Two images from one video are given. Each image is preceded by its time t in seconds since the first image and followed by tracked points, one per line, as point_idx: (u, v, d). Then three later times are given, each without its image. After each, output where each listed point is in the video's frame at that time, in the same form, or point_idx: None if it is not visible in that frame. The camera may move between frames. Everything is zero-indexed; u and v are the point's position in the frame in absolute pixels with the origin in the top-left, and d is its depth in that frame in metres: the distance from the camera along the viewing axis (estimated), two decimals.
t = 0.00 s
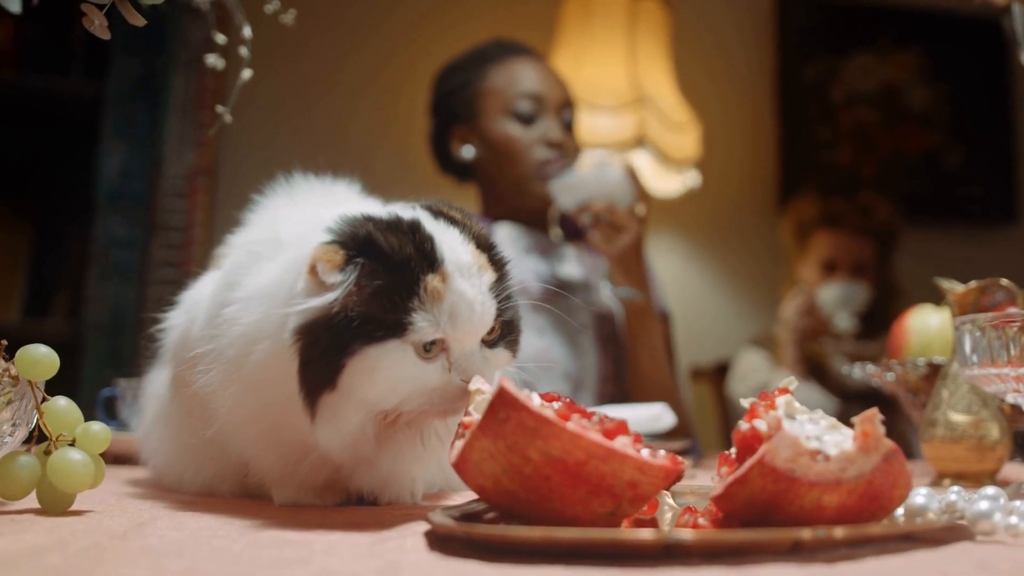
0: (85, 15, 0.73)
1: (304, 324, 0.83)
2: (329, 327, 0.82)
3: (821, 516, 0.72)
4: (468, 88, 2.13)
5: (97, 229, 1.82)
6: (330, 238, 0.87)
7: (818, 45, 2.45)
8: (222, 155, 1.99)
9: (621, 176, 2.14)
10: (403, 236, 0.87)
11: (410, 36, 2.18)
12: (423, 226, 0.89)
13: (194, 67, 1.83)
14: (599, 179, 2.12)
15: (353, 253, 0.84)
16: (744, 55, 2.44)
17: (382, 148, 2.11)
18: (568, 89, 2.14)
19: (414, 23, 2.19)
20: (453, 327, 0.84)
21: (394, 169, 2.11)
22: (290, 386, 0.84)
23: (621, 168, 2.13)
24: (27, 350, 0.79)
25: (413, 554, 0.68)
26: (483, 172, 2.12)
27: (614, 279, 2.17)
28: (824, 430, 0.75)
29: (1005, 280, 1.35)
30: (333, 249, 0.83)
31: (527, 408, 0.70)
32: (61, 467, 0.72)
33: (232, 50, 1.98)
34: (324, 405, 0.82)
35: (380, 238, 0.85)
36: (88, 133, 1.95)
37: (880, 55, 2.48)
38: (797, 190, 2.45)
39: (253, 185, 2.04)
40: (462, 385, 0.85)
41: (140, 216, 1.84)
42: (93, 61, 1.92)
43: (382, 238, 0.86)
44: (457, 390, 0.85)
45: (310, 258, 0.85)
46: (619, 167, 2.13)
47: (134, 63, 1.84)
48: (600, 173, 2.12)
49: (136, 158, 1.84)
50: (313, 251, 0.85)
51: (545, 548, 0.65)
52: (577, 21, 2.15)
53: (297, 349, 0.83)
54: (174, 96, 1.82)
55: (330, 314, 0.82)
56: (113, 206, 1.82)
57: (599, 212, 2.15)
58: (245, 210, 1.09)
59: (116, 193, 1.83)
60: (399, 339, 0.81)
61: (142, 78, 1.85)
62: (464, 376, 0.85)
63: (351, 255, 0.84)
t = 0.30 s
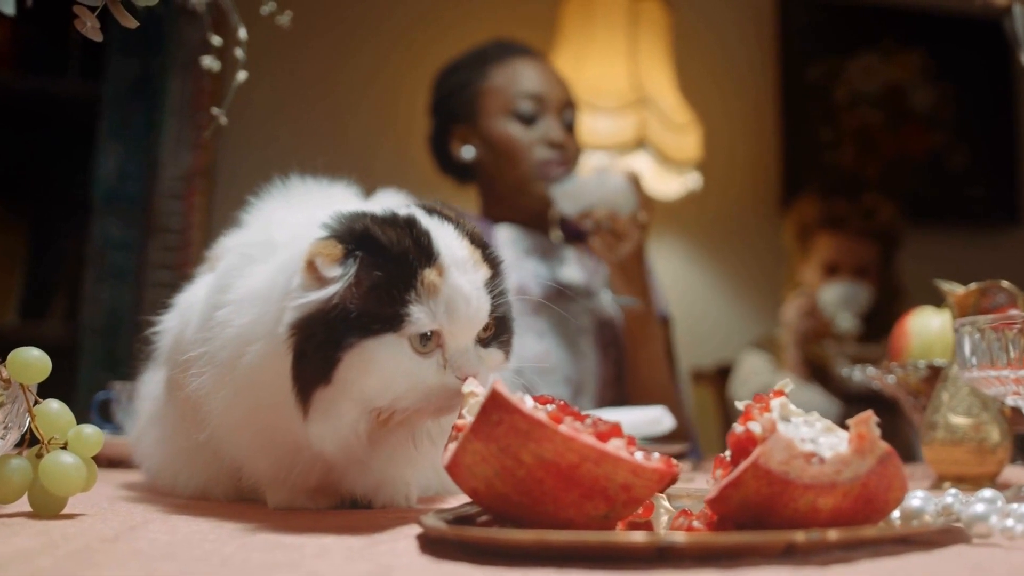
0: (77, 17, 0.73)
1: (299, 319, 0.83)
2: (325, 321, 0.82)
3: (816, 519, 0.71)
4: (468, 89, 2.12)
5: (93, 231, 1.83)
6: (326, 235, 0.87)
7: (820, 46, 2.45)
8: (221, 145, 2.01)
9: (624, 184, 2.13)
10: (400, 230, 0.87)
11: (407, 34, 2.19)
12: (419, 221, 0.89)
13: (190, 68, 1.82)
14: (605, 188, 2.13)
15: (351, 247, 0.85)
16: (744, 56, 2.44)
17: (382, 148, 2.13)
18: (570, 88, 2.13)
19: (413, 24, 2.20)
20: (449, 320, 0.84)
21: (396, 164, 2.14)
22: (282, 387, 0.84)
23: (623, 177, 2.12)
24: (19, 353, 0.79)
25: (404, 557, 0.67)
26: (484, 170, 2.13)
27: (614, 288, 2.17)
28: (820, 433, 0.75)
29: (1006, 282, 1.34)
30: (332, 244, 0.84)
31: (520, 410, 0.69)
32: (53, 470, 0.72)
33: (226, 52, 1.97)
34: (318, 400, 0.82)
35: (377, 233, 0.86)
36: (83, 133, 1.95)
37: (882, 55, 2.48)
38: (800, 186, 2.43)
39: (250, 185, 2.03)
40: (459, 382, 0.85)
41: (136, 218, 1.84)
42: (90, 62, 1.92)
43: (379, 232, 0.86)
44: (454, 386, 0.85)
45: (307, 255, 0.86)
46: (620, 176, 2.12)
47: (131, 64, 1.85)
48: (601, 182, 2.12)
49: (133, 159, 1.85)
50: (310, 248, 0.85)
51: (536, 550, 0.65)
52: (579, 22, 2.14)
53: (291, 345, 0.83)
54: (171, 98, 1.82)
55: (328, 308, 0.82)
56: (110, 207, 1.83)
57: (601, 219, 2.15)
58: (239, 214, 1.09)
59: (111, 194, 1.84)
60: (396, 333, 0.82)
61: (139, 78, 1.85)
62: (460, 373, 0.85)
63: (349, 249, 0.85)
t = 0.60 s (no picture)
0: (66, 16, 0.73)
1: (291, 314, 0.83)
2: (319, 315, 0.82)
3: (807, 523, 0.71)
4: (468, 87, 2.15)
5: (88, 231, 1.83)
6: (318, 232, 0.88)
7: (819, 46, 2.44)
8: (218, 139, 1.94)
9: (625, 189, 2.16)
10: (394, 222, 0.88)
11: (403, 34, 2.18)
12: (411, 215, 0.90)
13: (184, 66, 1.82)
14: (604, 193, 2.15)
15: (348, 239, 0.86)
16: (744, 56, 2.44)
17: (379, 151, 2.12)
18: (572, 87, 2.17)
19: (412, 22, 2.19)
20: (443, 312, 0.85)
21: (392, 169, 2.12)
22: (271, 387, 0.85)
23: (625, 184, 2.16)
24: (8, 354, 0.79)
25: (393, 560, 0.67)
26: (483, 169, 2.14)
27: (611, 293, 2.16)
28: (811, 435, 0.74)
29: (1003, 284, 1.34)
30: (328, 238, 0.85)
31: (509, 412, 0.69)
32: (42, 471, 0.72)
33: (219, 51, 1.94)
34: (309, 395, 0.82)
35: (373, 226, 0.87)
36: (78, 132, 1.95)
37: (883, 55, 2.47)
38: (800, 189, 2.43)
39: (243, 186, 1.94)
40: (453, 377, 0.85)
41: (131, 217, 1.84)
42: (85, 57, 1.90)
43: (375, 225, 0.87)
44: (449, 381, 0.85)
45: (299, 252, 0.86)
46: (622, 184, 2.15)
47: (124, 63, 1.85)
48: (602, 187, 2.15)
49: (127, 159, 1.85)
50: (305, 243, 0.86)
51: (524, 553, 0.64)
52: (576, 23, 2.17)
53: (283, 340, 0.83)
54: (168, 97, 1.81)
55: (325, 301, 0.82)
56: (105, 207, 1.84)
57: (603, 224, 2.16)
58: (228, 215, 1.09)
59: (106, 194, 1.84)
60: (389, 326, 0.82)
61: (131, 76, 1.85)
62: (453, 368, 0.85)
63: (347, 241, 0.86)
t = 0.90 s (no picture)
0: (63, 15, 0.72)
1: (287, 315, 0.83)
2: (315, 316, 0.82)
3: (805, 526, 0.70)
4: (474, 85, 2.09)
5: (86, 230, 1.83)
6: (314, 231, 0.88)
7: (825, 45, 2.43)
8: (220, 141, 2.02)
9: (629, 194, 2.15)
10: (393, 222, 0.88)
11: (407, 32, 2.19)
12: (409, 216, 0.90)
13: (184, 65, 1.80)
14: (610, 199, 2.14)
15: (346, 239, 0.86)
16: (750, 57, 2.44)
17: (381, 148, 2.14)
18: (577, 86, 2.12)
19: (414, 22, 2.20)
20: (439, 313, 0.85)
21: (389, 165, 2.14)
22: (266, 389, 0.85)
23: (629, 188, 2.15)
24: (4, 353, 0.79)
25: (388, 562, 0.67)
26: (489, 167, 2.11)
27: (617, 303, 2.13)
28: (811, 439, 0.74)
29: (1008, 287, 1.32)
30: (325, 238, 0.85)
31: (507, 415, 0.69)
32: (38, 472, 0.72)
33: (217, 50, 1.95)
34: (304, 395, 0.82)
35: (371, 226, 0.87)
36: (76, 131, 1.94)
37: (889, 54, 2.46)
38: (803, 190, 2.43)
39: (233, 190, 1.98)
40: (450, 379, 0.85)
41: (130, 216, 1.84)
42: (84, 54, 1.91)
43: (373, 226, 0.87)
44: (445, 383, 0.84)
45: (296, 252, 0.86)
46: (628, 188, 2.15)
47: (125, 61, 1.83)
48: (606, 190, 2.14)
49: (126, 157, 1.84)
50: (301, 242, 0.85)
51: (520, 556, 0.64)
52: (579, 23, 2.16)
53: (278, 340, 0.83)
54: (167, 93, 1.80)
55: (320, 301, 0.82)
56: (104, 206, 1.83)
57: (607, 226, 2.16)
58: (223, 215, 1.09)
59: (106, 192, 1.84)
60: (386, 326, 0.82)
61: (132, 75, 1.84)
62: (449, 369, 0.85)
63: (345, 242, 0.86)
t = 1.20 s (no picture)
0: (55, 12, 0.72)
1: (286, 301, 0.83)
2: (315, 301, 0.82)
3: (803, 524, 0.70)
4: (479, 79, 2.10)
5: (85, 230, 1.84)
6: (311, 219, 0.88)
7: (828, 41, 2.42)
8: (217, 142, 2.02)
9: (633, 195, 2.14)
10: (391, 210, 0.89)
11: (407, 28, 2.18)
12: (407, 204, 0.92)
13: (182, 65, 1.76)
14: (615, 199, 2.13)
15: (345, 224, 0.87)
16: (753, 54, 2.43)
17: (381, 148, 2.12)
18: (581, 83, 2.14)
19: (412, 21, 2.19)
20: (438, 298, 0.86)
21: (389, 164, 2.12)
22: (264, 382, 0.84)
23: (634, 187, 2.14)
24: None
25: (383, 561, 0.67)
26: (490, 165, 2.11)
27: (618, 304, 2.13)
28: (809, 436, 0.73)
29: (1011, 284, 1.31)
30: (326, 224, 0.86)
31: (501, 412, 0.68)
32: (31, 472, 0.72)
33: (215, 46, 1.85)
34: (303, 380, 0.82)
35: (369, 213, 0.88)
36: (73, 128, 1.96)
37: (892, 50, 2.45)
38: (808, 188, 2.42)
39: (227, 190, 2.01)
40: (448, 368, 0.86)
41: (127, 216, 1.84)
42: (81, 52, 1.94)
43: (371, 212, 0.88)
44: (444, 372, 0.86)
45: (293, 242, 0.87)
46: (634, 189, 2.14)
47: (122, 60, 1.84)
48: (608, 192, 2.13)
49: (123, 158, 1.86)
50: (300, 229, 0.86)
51: (515, 555, 0.64)
52: (579, 21, 2.19)
53: (276, 327, 0.83)
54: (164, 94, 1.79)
55: (321, 286, 0.83)
56: (102, 206, 1.84)
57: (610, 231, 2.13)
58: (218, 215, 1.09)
59: (104, 192, 1.85)
60: (384, 312, 0.83)
61: (130, 73, 1.84)
62: (448, 358, 0.86)
63: (343, 227, 0.87)
